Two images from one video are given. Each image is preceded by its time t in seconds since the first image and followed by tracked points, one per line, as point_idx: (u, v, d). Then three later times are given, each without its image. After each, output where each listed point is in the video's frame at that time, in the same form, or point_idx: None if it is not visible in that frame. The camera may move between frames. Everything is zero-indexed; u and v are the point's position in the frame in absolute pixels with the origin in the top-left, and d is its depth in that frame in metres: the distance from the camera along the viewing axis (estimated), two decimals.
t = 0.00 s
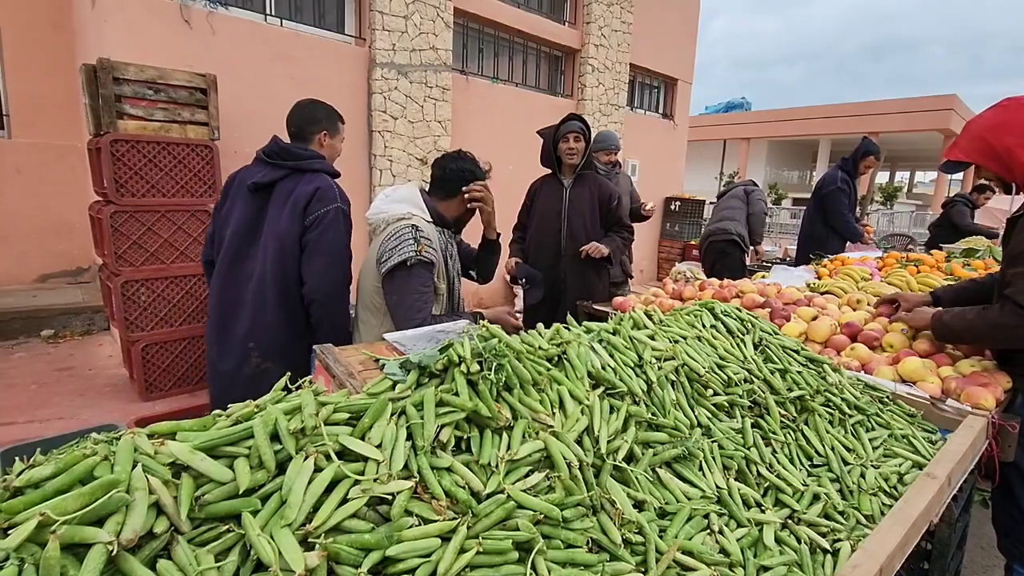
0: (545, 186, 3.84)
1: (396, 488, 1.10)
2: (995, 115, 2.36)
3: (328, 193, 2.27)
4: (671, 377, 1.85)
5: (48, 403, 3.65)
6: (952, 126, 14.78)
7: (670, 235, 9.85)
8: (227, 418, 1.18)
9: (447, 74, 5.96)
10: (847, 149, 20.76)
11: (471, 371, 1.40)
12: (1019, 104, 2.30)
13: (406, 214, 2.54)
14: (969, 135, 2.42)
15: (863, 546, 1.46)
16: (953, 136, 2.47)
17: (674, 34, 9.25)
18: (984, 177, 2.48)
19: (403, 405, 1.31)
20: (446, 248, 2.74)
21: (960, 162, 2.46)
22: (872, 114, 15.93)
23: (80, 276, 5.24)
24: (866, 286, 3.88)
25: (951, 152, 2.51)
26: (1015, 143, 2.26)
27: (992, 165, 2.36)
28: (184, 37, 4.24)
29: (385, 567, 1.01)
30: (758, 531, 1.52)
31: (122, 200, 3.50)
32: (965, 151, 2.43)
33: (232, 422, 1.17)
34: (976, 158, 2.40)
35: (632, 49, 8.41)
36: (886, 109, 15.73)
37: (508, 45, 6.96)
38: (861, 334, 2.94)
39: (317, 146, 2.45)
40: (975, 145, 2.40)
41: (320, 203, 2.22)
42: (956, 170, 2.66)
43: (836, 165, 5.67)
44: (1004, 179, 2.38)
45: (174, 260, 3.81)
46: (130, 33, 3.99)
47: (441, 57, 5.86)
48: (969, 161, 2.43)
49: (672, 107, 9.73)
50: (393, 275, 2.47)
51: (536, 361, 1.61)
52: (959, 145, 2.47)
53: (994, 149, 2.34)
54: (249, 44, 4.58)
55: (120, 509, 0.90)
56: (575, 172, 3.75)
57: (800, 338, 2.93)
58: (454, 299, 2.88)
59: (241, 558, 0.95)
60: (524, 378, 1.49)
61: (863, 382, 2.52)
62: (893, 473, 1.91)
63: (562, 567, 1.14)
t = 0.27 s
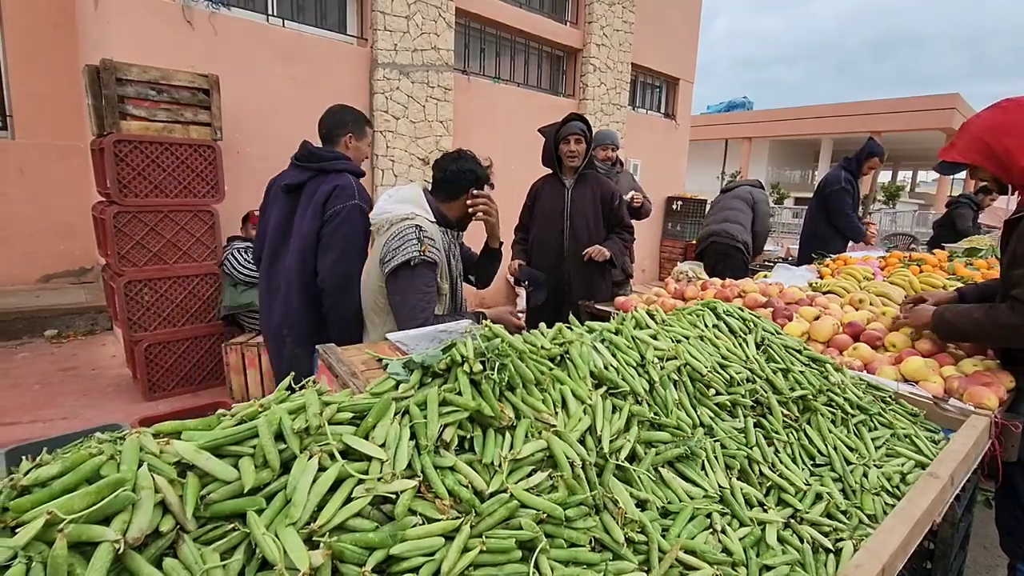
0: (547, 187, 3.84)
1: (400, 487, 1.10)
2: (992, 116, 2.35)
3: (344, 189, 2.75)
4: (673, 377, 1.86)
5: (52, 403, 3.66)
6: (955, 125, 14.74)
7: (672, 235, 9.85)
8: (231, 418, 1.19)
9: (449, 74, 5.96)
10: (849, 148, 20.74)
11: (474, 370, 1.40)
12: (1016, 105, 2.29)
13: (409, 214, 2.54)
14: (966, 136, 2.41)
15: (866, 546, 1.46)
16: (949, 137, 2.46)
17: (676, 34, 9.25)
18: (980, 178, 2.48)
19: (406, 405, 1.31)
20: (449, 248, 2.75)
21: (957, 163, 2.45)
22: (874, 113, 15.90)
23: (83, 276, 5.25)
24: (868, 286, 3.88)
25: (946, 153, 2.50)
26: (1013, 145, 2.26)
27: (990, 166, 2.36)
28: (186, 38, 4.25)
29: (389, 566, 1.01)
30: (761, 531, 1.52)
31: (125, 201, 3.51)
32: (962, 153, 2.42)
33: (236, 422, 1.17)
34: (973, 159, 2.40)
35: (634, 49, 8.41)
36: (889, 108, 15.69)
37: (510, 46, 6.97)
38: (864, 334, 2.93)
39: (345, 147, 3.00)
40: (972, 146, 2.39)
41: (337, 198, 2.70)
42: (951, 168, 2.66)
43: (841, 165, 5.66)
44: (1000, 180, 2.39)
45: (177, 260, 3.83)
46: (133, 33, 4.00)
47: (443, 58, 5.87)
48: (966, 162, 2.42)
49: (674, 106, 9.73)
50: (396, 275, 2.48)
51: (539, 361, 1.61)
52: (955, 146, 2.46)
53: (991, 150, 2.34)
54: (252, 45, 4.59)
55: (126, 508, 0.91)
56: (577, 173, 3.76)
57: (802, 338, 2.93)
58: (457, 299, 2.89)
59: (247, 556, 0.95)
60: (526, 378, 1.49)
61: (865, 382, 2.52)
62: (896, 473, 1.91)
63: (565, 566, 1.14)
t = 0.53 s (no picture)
0: (548, 186, 3.83)
1: (403, 486, 1.11)
2: (986, 117, 2.35)
3: (363, 190, 2.99)
4: (675, 376, 1.86)
5: (54, 403, 3.67)
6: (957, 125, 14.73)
7: (673, 234, 9.86)
8: (236, 416, 1.20)
9: (450, 74, 5.96)
10: (850, 147, 20.72)
11: (477, 369, 1.41)
12: (1010, 105, 2.29)
13: (412, 214, 2.54)
14: (960, 136, 2.41)
15: (867, 544, 1.46)
16: (943, 137, 2.46)
17: (677, 33, 9.24)
18: (973, 177, 2.49)
19: (410, 404, 1.32)
20: (451, 248, 2.75)
21: (951, 162, 2.45)
22: (876, 113, 15.88)
23: (85, 276, 5.27)
24: (870, 285, 3.88)
25: (940, 152, 2.50)
26: (1006, 147, 2.26)
27: (983, 166, 2.37)
28: (188, 38, 4.26)
29: (394, 564, 1.01)
30: (763, 529, 1.52)
31: (127, 201, 3.52)
32: (956, 153, 2.42)
33: (241, 421, 1.18)
34: (966, 160, 2.40)
35: (635, 49, 8.41)
36: (890, 107, 15.67)
37: (511, 45, 6.97)
38: (865, 334, 2.94)
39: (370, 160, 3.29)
40: (966, 147, 2.39)
41: (353, 197, 2.93)
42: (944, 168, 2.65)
43: (845, 163, 5.59)
44: (994, 180, 2.39)
45: (179, 261, 3.84)
46: (135, 34, 4.01)
47: (444, 58, 5.87)
48: (960, 162, 2.42)
49: (675, 106, 9.73)
50: (398, 274, 2.49)
51: (542, 360, 1.61)
52: (949, 146, 2.46)
53: (983, 151, 2.35)
54: (253, 45, 4.60)
55: (133, 506, 0.92)
56: (578, 173, 3.76)
57: (804, 337, 2.93)
58: (459, 299, 2.90)
59: (252, 554, 0.96)
60: (529, 377, 1.49)
61: (867, 381, 2.53)
62: (898, 472, 1.91)
63: (568, 565, 1.14)
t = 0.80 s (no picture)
0: (550, 185, 3.83)
1: (405, 484, 1.11)
2: (985, 114, 2.34)
3: (382, 178, 3.13)
4: (676, 374, 1.86)
5: (56, 403, 3.68)
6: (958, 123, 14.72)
7: (674, 234, 9.86)
8: (237, 416, 1.20)
9: (451, 74, 5.96)
10: (851, 146, 20.70)
11: (478, 368, 1.41)
12: (1010, 103, 2.28)
13: (413, 214, 2.55)
14: (959, 133, 2.41)
15: (869, 542, 1.46)
16: (942, 133, 2.46)
17: (678, 32, 9.23)
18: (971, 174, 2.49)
19: (411, 403, 1.32)
20: (452, 248, 2.75)
21: (949, 159, 2.46)
22: (877, 111, 15.86)
23: (87, 276, 5.27)
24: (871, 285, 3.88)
25: (940, 148, 2.51)
26: (1002, 146, 2.27)
27: (980, 164, 2.37)
28: (189, 38, 4.26)
29: (396, 562, 1.01)
30: (764, 528, 1.52)
31: (128, 201, 3.53)
32: (954, 149, 2.43)
33: (243, 419, 1.18)
34: (964, 157, 2.41)
35: (635, 48, 8.41)
36: (892, 106, 15.64)
37: (512, 45, 6.96)
38: (866, 333, 2.94)
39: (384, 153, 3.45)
40: (964, 143, 2.40)
41: (374, 184, 3.05)
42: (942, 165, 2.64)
43: (847, 163, 5.62)
44: (991, 178, 2.40)
45: (180, 261, 3.84)
46: (136, 34, 4.01)
47: (444, 57, 5.87)
48: (957, 158, 2.43)
49: (676, 105, 9.73)
50: (400, 273, 2.49)
51: (543, 359, 1.62)
52: (948, 142, 2.47)
53: (980, 148, 2.35)
54: (254, 45, 4.60)
55: (135, 504, 0.92)
56: (580, 172, 3.75)
57: (805, 336, 2.93)
58: (460, 299, 2.90)
59: (254, 552, 0.96)
60: (530, 376, 1.49)
61: (869, 380, 2.53)
62: (900, 471, 1.91)
63: (570, 563, 1.14)
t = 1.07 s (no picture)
0: (555, 184, 3.84)
1: (406, 483, 1.11)
2: (991, 109, 2.34)
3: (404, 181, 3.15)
4: (677, 374, 1.85)
5: (58, 402, 3.69)
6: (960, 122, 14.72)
7: (675, 233, 9.86)
8: (239, 415, 1.20)
9: (451, 74, 5.96)
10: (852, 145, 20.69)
11: (479, 368, 1.41)
12: (1018, 99, 2.28)
13: (415, 213, 2.55)
14: (964, 126, 2.40)
15: (870, 542, 1.46)
16: (947, 125, 2.44)
17: (678, 31, 9.22)
18: (970, 170, 2.49)
19: (412, 402, 1.32)
20: (454, 248, 2.75)
21: (951, 151, 2.44)
22: (879, 111, 15.84)
23: (89, 276, 5.28)
24: (873, 284, 3.88)
25: (943, 140, 2.49)
26: (1007, 141, 2.26)
27: (982, 158, 2.36)
28: (190, 38, 4.27)
29: (397, 561, 1.02)
30: (765, 528, 1.52)
31: (130, 201, 3.53)
32: (957, 142, 2.41)
33: (244, 419, 1.18)
34: (966, 150, 2.39)
35: (636, 47, 8.40)
36: (893, 105, 15.61)
37: (513, 44, 6.96)
38: (868, 332, 2.94)
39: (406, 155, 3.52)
40: (969, 137, 2.38)
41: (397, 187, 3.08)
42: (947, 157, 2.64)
43: (849, 163, 5.62)
44: (990, 174, 2.40)
45: (182, 261, 3.84)
46: (137, 33, 4.02)
47: (445, 57, 5.87)
48: (960, 151, 2.42)
49: (677, 105, 9.72)
50: (400, 272, 2.50)
51: (544, 358, 1.62)
52: (952, 134, 2.45)
53: (984, 142, 2.34)
54: (255, 45, 4.61)
55: (137, 504, 0.92)
56: (585, 172, 3.72)
57: (806, 335, 2.93)
58: (461, 298, 2.91)
59: (256, 551, 0.96)
60: (531, 375, 1.50)
61: (870, 379, 2.53)
62: (901, 470, 1.91)
63: (571, 563, 1.14)
